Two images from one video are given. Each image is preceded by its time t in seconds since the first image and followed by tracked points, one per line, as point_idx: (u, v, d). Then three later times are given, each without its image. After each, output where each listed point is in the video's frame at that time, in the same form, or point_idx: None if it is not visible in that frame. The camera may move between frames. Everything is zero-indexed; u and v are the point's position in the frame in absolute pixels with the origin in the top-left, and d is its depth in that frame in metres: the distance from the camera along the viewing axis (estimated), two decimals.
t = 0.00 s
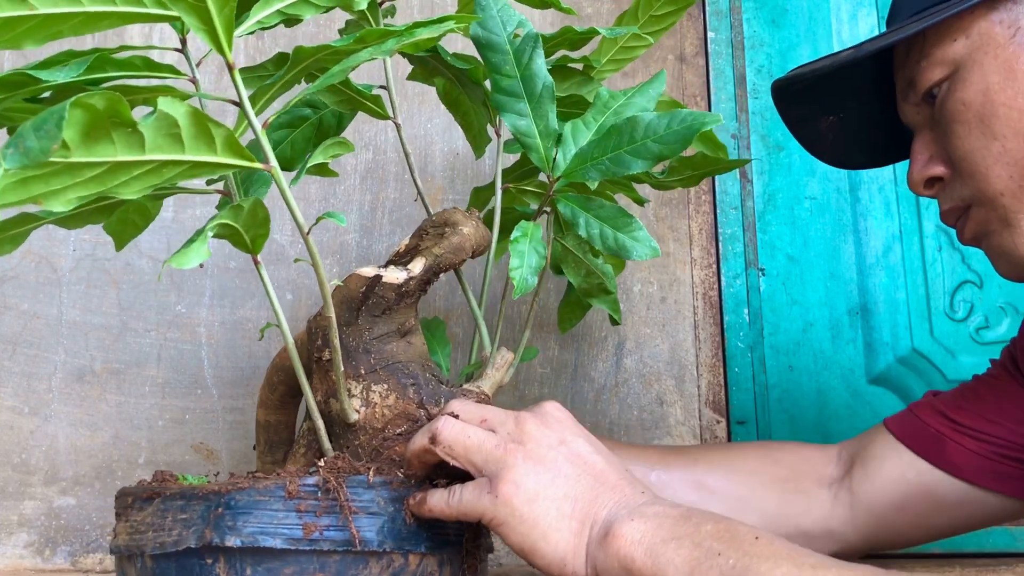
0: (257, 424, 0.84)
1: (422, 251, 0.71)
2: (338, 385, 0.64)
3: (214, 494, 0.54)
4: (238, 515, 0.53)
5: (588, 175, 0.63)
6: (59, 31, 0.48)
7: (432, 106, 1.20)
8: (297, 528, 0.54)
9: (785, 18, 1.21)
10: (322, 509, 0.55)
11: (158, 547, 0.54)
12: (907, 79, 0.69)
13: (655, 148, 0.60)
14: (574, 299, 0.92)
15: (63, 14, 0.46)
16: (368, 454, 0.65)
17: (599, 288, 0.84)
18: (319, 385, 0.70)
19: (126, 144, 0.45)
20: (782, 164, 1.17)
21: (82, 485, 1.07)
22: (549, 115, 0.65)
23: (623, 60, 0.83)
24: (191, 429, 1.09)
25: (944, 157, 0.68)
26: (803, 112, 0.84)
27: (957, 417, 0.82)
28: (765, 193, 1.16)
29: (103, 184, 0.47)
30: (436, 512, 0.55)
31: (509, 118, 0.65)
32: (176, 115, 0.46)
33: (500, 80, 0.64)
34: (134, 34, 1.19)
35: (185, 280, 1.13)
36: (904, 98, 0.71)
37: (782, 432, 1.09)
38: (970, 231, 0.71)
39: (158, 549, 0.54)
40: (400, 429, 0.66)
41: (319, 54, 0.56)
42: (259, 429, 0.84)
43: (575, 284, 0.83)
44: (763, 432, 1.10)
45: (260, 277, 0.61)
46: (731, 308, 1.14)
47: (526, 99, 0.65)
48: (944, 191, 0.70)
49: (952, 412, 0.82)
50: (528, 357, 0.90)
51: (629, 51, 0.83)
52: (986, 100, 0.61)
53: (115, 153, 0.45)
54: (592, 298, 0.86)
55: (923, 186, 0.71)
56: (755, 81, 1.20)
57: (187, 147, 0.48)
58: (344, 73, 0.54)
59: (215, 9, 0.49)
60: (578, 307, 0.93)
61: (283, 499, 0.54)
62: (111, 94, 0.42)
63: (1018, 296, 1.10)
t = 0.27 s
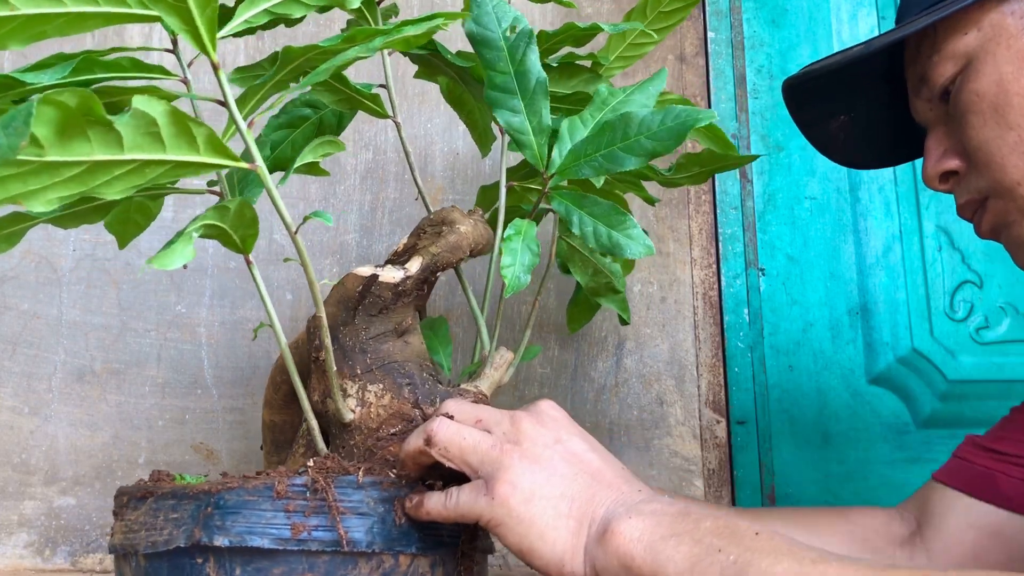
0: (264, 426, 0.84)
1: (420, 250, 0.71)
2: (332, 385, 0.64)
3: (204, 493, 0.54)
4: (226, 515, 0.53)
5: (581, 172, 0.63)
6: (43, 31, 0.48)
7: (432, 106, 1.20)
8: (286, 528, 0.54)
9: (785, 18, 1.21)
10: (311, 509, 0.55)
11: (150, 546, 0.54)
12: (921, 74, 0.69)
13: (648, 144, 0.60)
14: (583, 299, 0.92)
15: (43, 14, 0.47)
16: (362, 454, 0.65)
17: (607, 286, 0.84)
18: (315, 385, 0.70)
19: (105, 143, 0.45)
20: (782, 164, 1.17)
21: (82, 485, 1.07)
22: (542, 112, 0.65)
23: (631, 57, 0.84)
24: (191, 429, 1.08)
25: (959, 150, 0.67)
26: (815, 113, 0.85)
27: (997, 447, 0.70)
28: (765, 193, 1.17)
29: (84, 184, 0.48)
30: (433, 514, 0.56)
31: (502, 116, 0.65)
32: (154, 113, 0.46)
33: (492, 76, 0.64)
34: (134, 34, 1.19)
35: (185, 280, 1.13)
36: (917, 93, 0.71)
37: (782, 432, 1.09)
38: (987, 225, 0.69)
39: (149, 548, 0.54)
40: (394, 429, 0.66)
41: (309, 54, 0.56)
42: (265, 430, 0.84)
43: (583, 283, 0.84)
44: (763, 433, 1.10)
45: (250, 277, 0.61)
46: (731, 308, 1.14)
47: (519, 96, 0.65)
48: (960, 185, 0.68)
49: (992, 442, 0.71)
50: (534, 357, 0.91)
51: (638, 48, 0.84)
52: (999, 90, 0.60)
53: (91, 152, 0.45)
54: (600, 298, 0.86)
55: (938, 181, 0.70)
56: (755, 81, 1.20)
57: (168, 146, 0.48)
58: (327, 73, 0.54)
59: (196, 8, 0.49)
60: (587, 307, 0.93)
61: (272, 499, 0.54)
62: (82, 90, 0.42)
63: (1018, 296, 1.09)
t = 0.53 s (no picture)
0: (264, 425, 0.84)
1: (415, 250, 0.71)
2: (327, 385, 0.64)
3: (199, 493, 0.54)
4: (221, 515, 0.53)
5: (573, 169, 0.62)
6: (34, 33, 0.49)
7: (432, 106, 1.20)
8: (281, 528, 0.54)
9: (785, 18, 1.21)
10: (306, 509, 0.55)
11: (146, 546, 0.54)
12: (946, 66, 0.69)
13: (641, 141, 0.60)
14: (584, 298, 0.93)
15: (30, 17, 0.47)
16: (358, 454, 0.65)
17: (607, 285, 0.85)
18: (311, 385, 0.70)
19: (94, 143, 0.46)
20: (782, 164, 1.17)
21: (82, 485, 1.07)
22: (534, 109, 0.64)
23: (632, 56, 0.84)
24: (191, 429, 1.08)
25: (989, 142, 0.67)
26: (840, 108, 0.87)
27: None
28: (765, 193, 1.16)
29: (73, 184, 0.48)
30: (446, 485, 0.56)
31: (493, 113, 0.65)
32: (142, 112, 0.46)
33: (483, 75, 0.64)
34: (134, 34, 1.19)
35: (185, 280, 1.13)
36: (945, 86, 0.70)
37: (782, 432, 1.09)
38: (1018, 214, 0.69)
39: (145, 548, 0.54)
40: (390, 429, 0.65)
41: (299, 54, 0.55)
42: (265, 430, 0.84)
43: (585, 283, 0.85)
44: (763, 433, 1.10)
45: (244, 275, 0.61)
46: (731, 308, 1.14)
47: (512, 93, 0.64)
48: (990, 176, 0.68)
49: None
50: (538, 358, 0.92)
51: (639, 47, 0.84)
52: None
53: (78, 151, 0.45)
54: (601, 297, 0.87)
55: (967, 172, 0.70)
56: (755, 81, 1.20)
57: (157, 146, 0.49)
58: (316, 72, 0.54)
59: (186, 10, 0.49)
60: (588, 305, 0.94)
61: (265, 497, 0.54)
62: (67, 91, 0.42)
63: (1017, 296, 1.10)
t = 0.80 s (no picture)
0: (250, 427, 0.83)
1: (427, 253, 0.71)
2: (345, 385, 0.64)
3: (227, 494, 0.56)
4: (250, 516, 0.55)
5: (599, 179, 0.68)
6: (84, 26, 0.48)
7: (432, 106, 1.20)
8: (311, 528, 0.56)
9: (785, 18, 1.21)
10: (335, 509, 0.57)
11: (168, 547, 0.56)
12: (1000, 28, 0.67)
13: (668, 155, 0.66)
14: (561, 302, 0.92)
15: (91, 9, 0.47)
16: (374, 454, 0.66)
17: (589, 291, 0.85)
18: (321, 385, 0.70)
19: (156, 146, 0.46)
20: (782, 164, 1.16)
21: (82, 485, 1.07)
22: (561, 118, 0.69)
23: (613, 68, 0.84)
24: (191, 429, 1.08)
25: None
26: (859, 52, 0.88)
27: None
28: (765, 193, 1.16)
29: (129, 183, 0.47)
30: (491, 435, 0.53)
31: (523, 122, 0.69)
32: (207, 113, 0.47)
33: (511, 85, 0.69)
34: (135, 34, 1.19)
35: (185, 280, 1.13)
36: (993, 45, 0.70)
37: (782, 432, 1.09)
38: None
39: (168, 549, 0.56)
40: (407, 429, 0.67)
41: (335, 57, 0.57)
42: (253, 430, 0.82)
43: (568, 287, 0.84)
44: (763, 433, 1.10)
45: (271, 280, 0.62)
46: (731, 308, 1.14)
47: (540, 104, 0.69)
48: None
49: None
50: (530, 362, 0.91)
51: (620, 60, 0.84)
52: None
53: (146, 153, 0.45)
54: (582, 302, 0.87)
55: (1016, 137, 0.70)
56: (755, 81, 1.20)
57: (213, 147, 0.49)
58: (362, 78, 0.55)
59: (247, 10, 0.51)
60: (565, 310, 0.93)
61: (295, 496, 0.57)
62: (141, 93, 0.42)
63: (1018, 296, 1.10)
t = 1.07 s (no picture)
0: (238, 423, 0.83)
1: (437, 256, 0.75)
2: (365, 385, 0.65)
3: (256, 494, 0.56)
4: (280, 516, 0.56)
5: (620, 189, 0.74)
6: (137, 21, 0.49)
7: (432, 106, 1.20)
8: (342, 528, 0.57)
9: (785, 18, 1.21)
10: (365, 509, 0.58)
11: (194, 548, 0.56)
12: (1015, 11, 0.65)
13: (689, 170, 0.73)
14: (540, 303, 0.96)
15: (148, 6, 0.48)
16: (390, 454, 0.67)
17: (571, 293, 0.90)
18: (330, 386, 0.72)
19: (227, 144, 0.48)
20: (782, 164, 1.16)
21: (82, 485, 1.07)
22: (584, 128, 0.73)
23: (596, 77, 0.88)
24: (191, 429, 1.08)
25: None
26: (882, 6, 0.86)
27: None
28: (765, 193, 1.16)
29: (193, 181, 0.50)
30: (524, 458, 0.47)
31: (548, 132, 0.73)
32: (276, 114, 0.48)
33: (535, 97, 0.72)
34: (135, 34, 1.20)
35: (184, 280, 1.13)
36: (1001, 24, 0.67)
37: (782, 432, 1.09)
38: None
39: (193, 549, 0.56)
40: (422, 430, 0.69)
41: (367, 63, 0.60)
42: (242, 429, 0.82)
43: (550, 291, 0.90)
44: (763, 433, 1.10)
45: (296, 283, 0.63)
46: (731, 308, 1.14)
47: (562, 114, 0.72)
48: None
49: None
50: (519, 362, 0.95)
51: (602, 69, 0.88)
52: None
53: (217, 151, 0.48)
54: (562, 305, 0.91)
55: None
56: (755, 81, 1.20)
57: (272, 148, 0.50)
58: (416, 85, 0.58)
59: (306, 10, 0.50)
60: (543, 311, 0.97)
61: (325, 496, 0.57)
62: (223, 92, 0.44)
63: (1017, 296, 1.10)
